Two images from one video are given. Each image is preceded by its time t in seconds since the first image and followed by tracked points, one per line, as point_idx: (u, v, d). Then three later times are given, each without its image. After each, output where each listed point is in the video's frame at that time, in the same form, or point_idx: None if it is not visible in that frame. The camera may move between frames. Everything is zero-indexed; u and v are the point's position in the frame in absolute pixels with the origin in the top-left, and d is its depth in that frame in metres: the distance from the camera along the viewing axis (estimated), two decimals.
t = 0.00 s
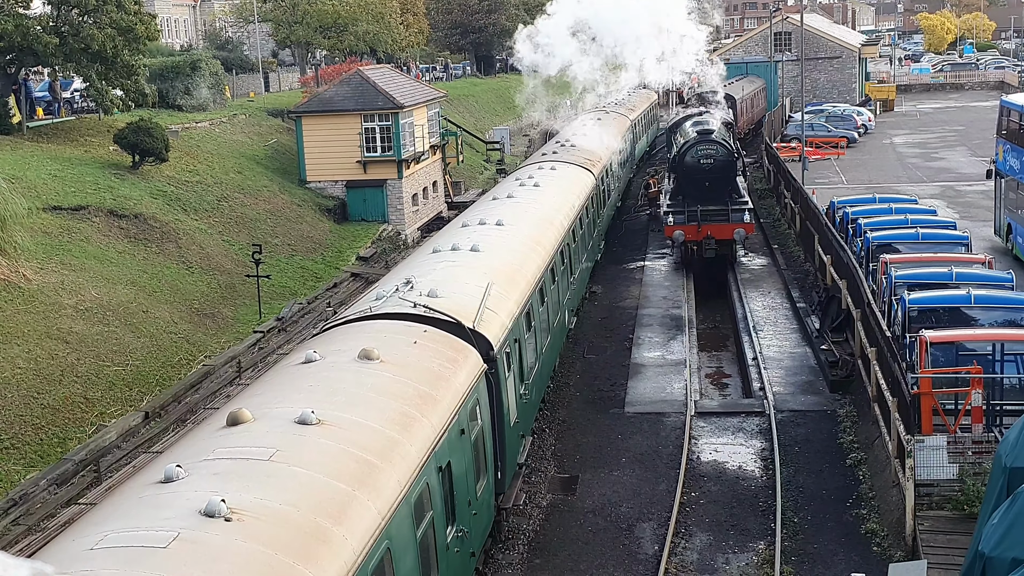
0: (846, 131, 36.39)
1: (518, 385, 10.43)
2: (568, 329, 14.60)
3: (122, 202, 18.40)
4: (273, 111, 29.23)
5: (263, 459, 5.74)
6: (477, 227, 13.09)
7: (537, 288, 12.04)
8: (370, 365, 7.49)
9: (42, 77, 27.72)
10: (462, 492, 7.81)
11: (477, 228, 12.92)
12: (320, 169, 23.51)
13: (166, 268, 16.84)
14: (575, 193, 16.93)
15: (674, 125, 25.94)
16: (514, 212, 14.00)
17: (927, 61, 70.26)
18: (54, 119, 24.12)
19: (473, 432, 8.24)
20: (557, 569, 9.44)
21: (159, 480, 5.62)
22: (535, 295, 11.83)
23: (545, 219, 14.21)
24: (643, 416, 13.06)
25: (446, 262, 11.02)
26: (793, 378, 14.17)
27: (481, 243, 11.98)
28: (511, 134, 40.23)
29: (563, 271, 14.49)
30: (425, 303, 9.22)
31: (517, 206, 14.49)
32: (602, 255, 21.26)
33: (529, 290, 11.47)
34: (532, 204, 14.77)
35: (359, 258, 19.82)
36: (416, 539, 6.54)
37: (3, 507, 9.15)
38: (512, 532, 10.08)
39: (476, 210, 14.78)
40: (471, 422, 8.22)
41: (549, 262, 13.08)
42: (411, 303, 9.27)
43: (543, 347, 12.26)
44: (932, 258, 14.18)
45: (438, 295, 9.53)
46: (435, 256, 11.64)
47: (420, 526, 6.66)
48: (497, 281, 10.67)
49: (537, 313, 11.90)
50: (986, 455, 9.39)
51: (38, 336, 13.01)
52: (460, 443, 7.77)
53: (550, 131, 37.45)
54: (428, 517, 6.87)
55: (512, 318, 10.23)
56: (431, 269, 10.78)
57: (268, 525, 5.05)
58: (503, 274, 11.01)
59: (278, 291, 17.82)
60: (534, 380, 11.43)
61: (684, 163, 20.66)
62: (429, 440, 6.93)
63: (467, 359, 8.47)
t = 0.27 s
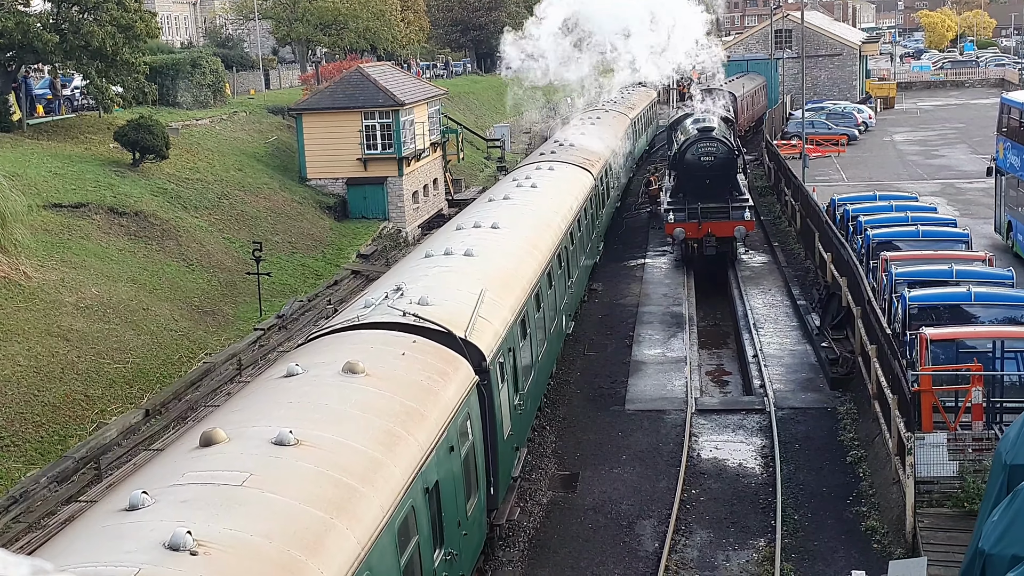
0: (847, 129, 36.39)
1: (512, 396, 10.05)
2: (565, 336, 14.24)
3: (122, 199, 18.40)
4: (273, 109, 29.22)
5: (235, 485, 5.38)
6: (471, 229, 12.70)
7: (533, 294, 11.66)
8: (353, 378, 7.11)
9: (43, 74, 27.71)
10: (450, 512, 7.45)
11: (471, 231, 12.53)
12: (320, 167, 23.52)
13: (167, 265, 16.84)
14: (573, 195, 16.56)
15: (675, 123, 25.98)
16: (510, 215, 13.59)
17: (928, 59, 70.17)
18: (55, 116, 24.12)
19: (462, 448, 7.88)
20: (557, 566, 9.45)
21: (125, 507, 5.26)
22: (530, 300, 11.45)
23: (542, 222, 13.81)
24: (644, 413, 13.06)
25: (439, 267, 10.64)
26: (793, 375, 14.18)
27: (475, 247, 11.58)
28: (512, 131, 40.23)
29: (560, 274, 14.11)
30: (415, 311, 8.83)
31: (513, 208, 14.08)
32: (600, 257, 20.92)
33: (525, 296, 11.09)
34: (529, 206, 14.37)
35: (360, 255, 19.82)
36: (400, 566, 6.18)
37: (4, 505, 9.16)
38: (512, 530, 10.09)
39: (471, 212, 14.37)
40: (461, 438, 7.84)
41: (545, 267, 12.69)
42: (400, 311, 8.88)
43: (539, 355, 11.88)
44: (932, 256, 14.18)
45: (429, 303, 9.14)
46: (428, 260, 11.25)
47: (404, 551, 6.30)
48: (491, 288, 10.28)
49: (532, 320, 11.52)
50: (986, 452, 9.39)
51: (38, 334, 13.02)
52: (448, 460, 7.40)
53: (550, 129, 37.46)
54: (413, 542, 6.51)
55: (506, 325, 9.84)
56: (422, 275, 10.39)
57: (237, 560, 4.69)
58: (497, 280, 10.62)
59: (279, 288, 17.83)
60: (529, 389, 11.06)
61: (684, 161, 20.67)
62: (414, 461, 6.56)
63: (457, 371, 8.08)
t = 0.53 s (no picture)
0: (847, 127, 36.37)
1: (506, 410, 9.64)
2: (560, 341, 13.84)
3: (122, 197, 18.40)
4: (273, 107, 29.21)
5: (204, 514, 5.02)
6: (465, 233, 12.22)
7: (528, 301, 11.23)
8: (335, 394, 6.72)
9: (42, 72, 27.69)
10: (437, 537, 7.08)
11: (464, 234, 12.08)
12: (320, 165, 23.52)
13: (166, 263, 16.83)
14: (571, 198, 16.10)
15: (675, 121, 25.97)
16: (505, 217, 13.13)
17: (928, 57, 70.05)
18: (54, 114, 24.11)
19: (451, 467, 7.50)
20: (557, 564, 9.46)
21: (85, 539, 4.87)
22: (525, 308, 11.01)
23: (537, 225, 13.36)
24: (644, 411, 13.07)
25: (429, 274, 10.19)
26: (793, 373, 14.18)
27: (467, 251, 11.13)
28: (511, 129, 40.23)
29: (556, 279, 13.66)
30: (403, 322, 8.40)
31: (509, 210, 13.62)
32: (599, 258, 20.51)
33: (519, 303, 10.66)
34: (525, 208, 13.91)
35: (359, 253, 19.81)
36: None
37: (3, 503, 9.17)
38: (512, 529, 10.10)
39: (465, 214, 13.91)
40: (450, 455, 7.45)
41: (541, 272, 12.26)
42: (388, 321, 8.44)
43: (534, 364, 11.47)
44: (932, 253, 14.19)
45: (419, 312, 8.71)
46: (419, 265, 10.79)
47: None
48: (483, 296, 9.85)
49: (527, 328, 11.09)
50: (986, 450, 9.35)
51: (38, 332, 13.02)
52: (436, 482, 7.02)
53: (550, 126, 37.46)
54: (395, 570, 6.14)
55: (498, 336, 9.40)
56: (411, 282, 9.95)
57: None
58: (490, 288, 10.18)
59: (278, 287, 17.82)
60: (523, 400, 10.64)
61: (684, 158, 20.66)
62: (399, 485, 6.20)
63: (446, 385, 7.67)
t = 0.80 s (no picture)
0: (847, 125, 36.38)
1: (500, 425, 9.14)
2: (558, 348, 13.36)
3: (122, 195, 18.41)
4: (273, 105, 29.21)
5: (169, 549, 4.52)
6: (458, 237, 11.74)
7: (524, 308, 10.72)
8: (316, 413, 6.23)
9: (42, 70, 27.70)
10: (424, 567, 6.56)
11: (457, 239, 11.58)
12: (320, 163, 23.52)
13: (167, 262, 16.84)
14: (569, 200, 15.62)
15: (675, 118, 25.98)
16: (501, 221, 12.61)
17: (928, 54, 70.09)
18: (54, 112, 24.13)
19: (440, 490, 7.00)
20: (558, 562, 9.47)
21: None
22: (520, 316, 10.50)
23: (534, 228, 12.85)
24: (644, 410, 13.06)
25: (420, 281, 9.69)
26: (793, 371, 14.19)
27: (460, 257, 10.62)
28: (511, 127, 40.22)
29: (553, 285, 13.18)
30: (391, 333, 7.91)
31: (505, 213, 13.11)
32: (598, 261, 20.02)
33: (514, 311, 10.16)
34: (521, 211, 13.40)
35: (360, 252, 19.83)
36: None
37: (4, 502, 9.19)
38: (512, 526, 10.11)
39: (460, 218, 13.40)
40: (438, 478, 6.95)
41: (537, 278, 11.75)
42: (374, 332, 7.94)
43: (530, 373, 10.97)
44: (932, 251, 14.19)
45: (408, 322, 8.22)
46: (410, 272, 10.29)
47: None
48: (476, 304, 9.35)
49: (522, 337, 10.58)
50: (986, 448, 9.40)
51: (38, 330, 13.02)
52: (424, 507, 6.52)
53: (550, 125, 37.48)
54: None
55: (491, 346, 8.91)
56: (401, 290, 9.45)
57: None
58: (484, 295, 9.69)
59: (278, 285, 17.83)
60: (518, 413, 10.14)
61: (684, 157, 20.63)
62: (382, 513, 5.70)
63: (435, 402, 7.16)
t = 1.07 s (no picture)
0: (847, 123, 36.36)
1: (492, 438, 8.79)
2: (554, 354, 13.06)
3: (122, 193, 18.40)
4: (273, 103, 29.20)
5: None
6: (451, 242, 11.39)
7: (518, 316, 10.40)
8: (294, 435, 5.93)
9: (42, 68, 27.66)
10: None
11: (450, 244, 11.24)
12: (320, 161, 23.52)
13: (166, 260, 16.83)
14: (566, 202, 15.29)
15: (675, 116, 25.97)
16: (495, 224, 12.27)
17: (928, 53, 70.11)
18: (54, 110, 24.12)
19: (426, 516, 6.68)
20: (558, 560, 9.47)
21: None
22: (514, 325, 10.15)
23: (529, 232, 12.51)
24: (644, 408, 13.07)
25: (410, 289, 9.35)
26: (793, 369, 14.19)
27: (451, 263, 10.29)
28: (511, 126, 40.19)
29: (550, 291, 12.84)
30: (377, 346, 7.57)
31: (499, 216, 12.78)
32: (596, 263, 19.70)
33: (508, 320, 9.83)
34: (516, 214, 13.06)
35: (360, 250, 19.82)
36: None
37: (4, 500, 9.20)
38: (512, 524, 10.12)
39: (453, 221, 13.05)
40: (423, 501, 6.63)
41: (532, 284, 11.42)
42: (360, 345, 7.61)
43: (524, 384, 10.65)
44: (932, 250, 14.18)
45: (395, 334, 7.89)
46: (400, 278, 9.95)
47: None
48: (468, 313, 9.02)
49: (516, 346, 10.26)
50: (986, 447, 9.42)
51: (38, 328, 13.02)
52: (407, 535, 6.21)
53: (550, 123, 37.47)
54: None
55: (483, 358, 8.58)
56: (390, 299, 9.12)
57: None
58: (476, 304, 9.34)
59: (278, 283, 17.83)
60: (512, 426, 9.81)
61: (684, 155, 20.59)
62: (360, 544, 5.39)
63: (421, 420, 6.85)
